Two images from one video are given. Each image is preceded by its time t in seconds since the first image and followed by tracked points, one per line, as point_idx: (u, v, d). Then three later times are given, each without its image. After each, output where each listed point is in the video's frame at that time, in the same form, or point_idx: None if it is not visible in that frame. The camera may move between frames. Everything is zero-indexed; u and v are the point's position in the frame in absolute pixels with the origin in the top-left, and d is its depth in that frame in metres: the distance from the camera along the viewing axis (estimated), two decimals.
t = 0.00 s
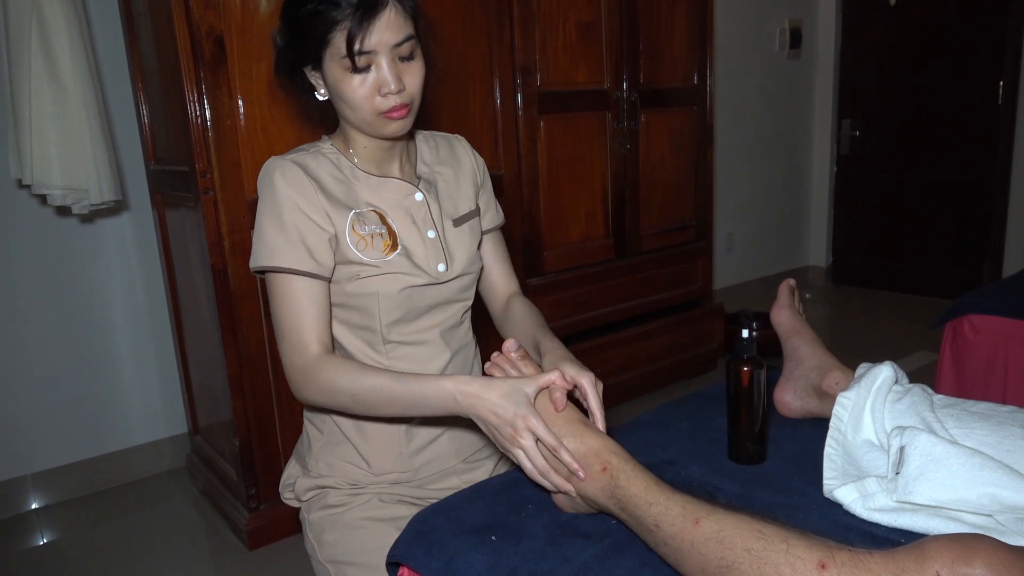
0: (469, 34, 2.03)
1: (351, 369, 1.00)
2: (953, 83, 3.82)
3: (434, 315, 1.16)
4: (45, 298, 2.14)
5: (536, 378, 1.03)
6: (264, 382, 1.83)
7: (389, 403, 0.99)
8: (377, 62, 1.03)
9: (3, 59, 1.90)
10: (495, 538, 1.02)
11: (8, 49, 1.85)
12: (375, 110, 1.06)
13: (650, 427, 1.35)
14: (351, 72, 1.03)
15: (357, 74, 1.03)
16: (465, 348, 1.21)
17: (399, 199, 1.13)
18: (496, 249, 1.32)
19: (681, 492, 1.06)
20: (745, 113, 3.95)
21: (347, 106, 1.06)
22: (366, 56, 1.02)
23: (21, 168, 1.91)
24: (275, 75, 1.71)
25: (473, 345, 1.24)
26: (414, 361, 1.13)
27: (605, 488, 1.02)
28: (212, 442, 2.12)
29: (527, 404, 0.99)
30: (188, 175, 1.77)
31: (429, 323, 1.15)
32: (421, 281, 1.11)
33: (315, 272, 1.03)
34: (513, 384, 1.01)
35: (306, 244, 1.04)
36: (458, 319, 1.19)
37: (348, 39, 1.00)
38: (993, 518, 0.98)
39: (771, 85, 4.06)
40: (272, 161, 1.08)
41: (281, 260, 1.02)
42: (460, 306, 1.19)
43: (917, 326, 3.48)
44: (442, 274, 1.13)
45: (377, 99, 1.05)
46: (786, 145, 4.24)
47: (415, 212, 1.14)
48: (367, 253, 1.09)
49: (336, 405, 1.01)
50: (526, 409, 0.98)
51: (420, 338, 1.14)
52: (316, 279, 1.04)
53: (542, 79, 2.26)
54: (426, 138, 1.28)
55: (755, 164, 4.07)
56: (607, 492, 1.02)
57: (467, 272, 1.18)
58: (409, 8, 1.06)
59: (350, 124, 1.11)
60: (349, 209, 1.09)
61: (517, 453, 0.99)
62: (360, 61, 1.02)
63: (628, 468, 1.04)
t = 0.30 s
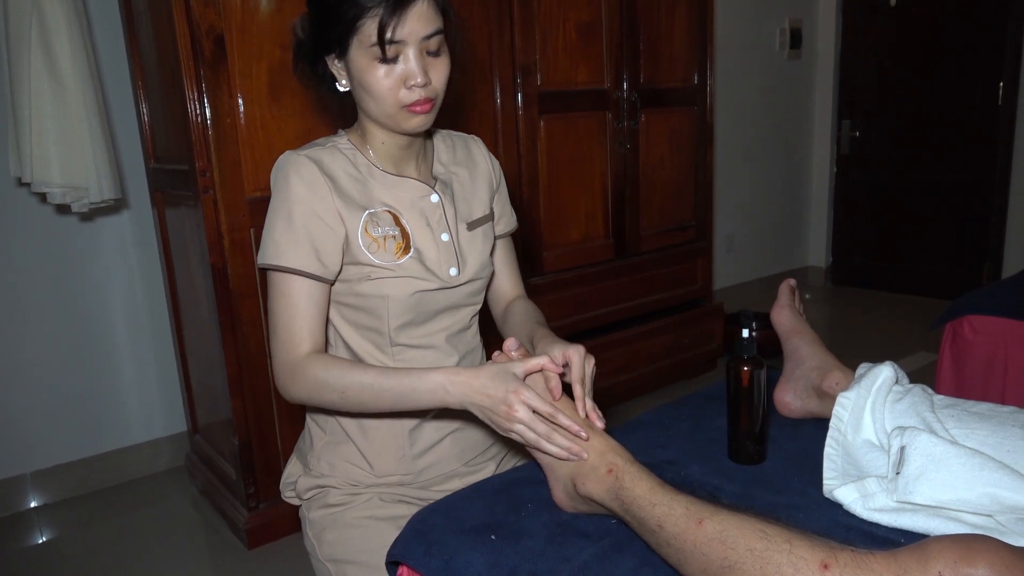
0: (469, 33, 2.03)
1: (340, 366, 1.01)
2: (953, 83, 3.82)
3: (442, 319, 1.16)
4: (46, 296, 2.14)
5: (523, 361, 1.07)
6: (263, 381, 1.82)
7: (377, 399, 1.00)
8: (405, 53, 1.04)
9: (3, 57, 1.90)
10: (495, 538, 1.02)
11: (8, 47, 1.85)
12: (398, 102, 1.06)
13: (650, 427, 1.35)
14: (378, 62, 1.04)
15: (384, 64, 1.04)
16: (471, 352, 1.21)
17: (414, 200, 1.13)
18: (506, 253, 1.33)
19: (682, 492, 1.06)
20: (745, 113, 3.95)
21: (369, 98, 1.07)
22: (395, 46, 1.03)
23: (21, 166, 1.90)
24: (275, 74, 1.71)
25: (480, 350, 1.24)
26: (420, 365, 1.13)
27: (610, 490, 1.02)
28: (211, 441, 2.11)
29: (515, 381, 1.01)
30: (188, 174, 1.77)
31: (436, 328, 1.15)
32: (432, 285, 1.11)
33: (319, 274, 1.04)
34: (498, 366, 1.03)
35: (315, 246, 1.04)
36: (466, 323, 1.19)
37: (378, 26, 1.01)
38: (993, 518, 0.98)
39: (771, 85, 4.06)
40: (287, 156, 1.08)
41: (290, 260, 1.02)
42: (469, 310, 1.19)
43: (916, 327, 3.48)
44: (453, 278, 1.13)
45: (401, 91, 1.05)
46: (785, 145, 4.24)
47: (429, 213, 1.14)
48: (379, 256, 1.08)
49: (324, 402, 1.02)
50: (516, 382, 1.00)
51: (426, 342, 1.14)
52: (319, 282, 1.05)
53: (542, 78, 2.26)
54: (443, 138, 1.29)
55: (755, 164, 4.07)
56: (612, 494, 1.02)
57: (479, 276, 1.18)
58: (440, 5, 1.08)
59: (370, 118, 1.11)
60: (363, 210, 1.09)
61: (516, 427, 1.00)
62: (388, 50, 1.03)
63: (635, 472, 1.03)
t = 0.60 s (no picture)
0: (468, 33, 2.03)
1: (369, 381, 1.00)
2: (953, 83, 3.82)
3: (446, 324, 1.16)
4: (46, 295, 2.14)
5: (558, 390, 1.02)
6: (263, 380, 1.82)
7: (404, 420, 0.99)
8: (426, 47, 1.05)
9: (3, 57, 1.90)
10: (494, 536, 1.02)
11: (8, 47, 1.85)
12: (414, 96, 1.07)
13: (650, 427, 1.35)
14: (398, 52, 1.04)
15: (403, 56, 1.05)
16: (475, 356, 1.21)
17: (420, 205, 1.13)
18: (514, 257, 1.32)
19: (681, 492, 1.06)
20: (745, 113, 3.95)
21: (384, 89, 1.07)
22: (418, 38, 1.04)
23: (21, 165, 1.90)
24: (275, 73, 1.70)
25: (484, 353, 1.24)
26: (423, 369, 1.13)
27: (611, 493, 1.02)
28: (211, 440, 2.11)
29: (557, 411, 0.99)
30: (187, 173, 1.76)
31: (440, 331, 1.15)
32: (437, 291, 1.11)
33: (331, 278, 1.04)
34: (535, 397, 1.00)
35: (325, 248, 1.04)
36: (470, 327, 1.19)
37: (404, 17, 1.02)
38: (993, 517, 0.98)
39: (771, 85, 4.06)
40: (292, 159, 1.08)
41: (298, 263, 1.02)
42: (473, 314, 1.19)
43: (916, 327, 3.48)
44: (458, 284, 1.13)
45: (418, 85, 1.06)
46: (785, 145, 4.24)
47: (435, 219, 1.14)
48: (385, 261, 1.09)
49: (350, 413, 1.00)
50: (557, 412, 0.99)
51: (430, 347, 1.14)
52: (331, 285, 1.04)
53: (542, 77, 2.25)
54: (451, 139, 1.29)
55: (755, 164, 4.07)
56: (612, 497, 1.02)
57: (483, 282, 1.18)
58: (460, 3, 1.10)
59: (380, 111, 1.11)
60: (370, 214, 1.09)
61: (562, 459, 1.01)
62: (410, 42, 1.04)
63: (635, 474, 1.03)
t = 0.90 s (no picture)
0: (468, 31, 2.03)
1: (403, 386, 0.99)
2: (953, 83, 3.82)
3: (443, 322, 1.16)
4: (46, 294, 2.14)
5: (598, 418, 0.98)
6: (263, 378, 1.82)
7: (438, 431, 0.97)
8: (437, 40, 1.06)
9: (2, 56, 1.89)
10: (494, 534, 1.02)
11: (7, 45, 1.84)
12: (418, 86, 1.07)
13: (649, 425, 1.35)
14: (410, 42, 1.05)
15: (414, 46, 1.05)
16: (473, 355, 1.21)
17: (416, 206, 1.13)
18: (516, 252, 1.30)
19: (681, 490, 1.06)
20: (744, 112, 3.94)
21: (389, 77, 1.07)
22: (431, 31, 1.05)
23: (21, 163, 1.90)
24: (274, 72, 1.70)
25: (482, 352, 1.24)
26: (422, 368, 1.14)
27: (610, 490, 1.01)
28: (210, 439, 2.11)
29: (592, 440, 0.96)
30: (187, 171, 1.76)
31: (437, 330, 1.15)
32: (433, 291, 1.11)
33: (342, 272, 1.03)
34: (574, 422, 0.97)
35: (330, 243, 1.04)
36: (467, 325, 1.20)
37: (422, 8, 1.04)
38: (992, 515, 0.98)
39: (771, 84, 4.06)
40: (289, 160, 1.08)
41: (300, 261, 1.02)
42: (470, 312, 1.20)
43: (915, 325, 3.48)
44: (454, 285, 1.13)
45: (424, 76, 1.07)
46: (785, 144, 4.24)
47: (432, 220, 1.14)
48: (383, 260, 1.08)
49: (382, 417, 1.00)
50: (591, 440, 0.95)
51: (428, 345, 1.14)
52: (342, 278, 1.04)
53: (542, 75, 2.25)
54: (447, 141, 1.29)
55: (755, 163, 4.07)
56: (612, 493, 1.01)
57: (480, 282, 1.19)
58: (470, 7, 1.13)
59: (379, 99, 1.11)
60: (367, 214, 1.09)
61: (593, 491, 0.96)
62: (424, 32, 1.05)
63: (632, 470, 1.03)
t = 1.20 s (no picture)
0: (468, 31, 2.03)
1: (401, 377, 1.00)
2: (953, 82, 3.82)
3: (434, 315, 1.16)
4: (47, 292, 2.14)
5: (591, 425, 0.97)
6: (263, 376, 1.82)
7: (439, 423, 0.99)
8: (431, 41, 1.07)
9: (2, 55, 1.89)
10: (493, 533, 1.02)
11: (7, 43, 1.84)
12: (409, 85, 1.08)
13: (648, 424, 1.35)
14: (404, 41, 1.06)
15: (407, 45, 1.06)
16: (466, 347, 1.21)
17: (403, 201, 1.14)
18: (500, 249, 1.30)
19: (679, 488, 1.07)
20: (744, 111, 3.94)
21: (380, 73, 1.08)
22: (425, 33, 1.07)
23: (20, 161, 1.90)
24: (274, 71, 1.70)
25: (474, 346, 1.24)
26: (415, 361, 1.13)
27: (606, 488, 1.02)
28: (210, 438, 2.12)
29: (579, 454, 0.96)
30: (187, 170, 1.76)
31: (427, 322, 1.15)
32: (421, 282, 1.12)
33: (336, 262, 1.03)
34: (564, 431, 0.97)
35: (321, 236, 1.04)
36: (458, 318, 1.20)
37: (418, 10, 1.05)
38: (991, 513, 0.98)
39: (771, 83, 4.06)
40: (277, 158, 1.08)
41: (293, 255, 1.02)
42: (461, 305, 1.20)
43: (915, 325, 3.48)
44: (443, 277, 1.14)
45: (415, 76, 1.08)
46: (784, 143, 4.24)
47: (419, 213, 1.15)
48: (372, 252, 1.09)
49: (383, 409, 1.01)
50: (582, 461, 0.95)
51: (420, 338, 1.14)
52: (337, 268, 1.04)
53: (542, 75, 2.25)
54: (432, 141, 1.30)
55: (754, 162, 4.07)
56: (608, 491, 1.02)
57: (469, 275, 1.19)
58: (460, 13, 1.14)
59: (368, 96, 1.11)
60: (355, 208, 1.09)
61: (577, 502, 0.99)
62: (419, 33, 1.06)
63: (628, 466, 1.04)
